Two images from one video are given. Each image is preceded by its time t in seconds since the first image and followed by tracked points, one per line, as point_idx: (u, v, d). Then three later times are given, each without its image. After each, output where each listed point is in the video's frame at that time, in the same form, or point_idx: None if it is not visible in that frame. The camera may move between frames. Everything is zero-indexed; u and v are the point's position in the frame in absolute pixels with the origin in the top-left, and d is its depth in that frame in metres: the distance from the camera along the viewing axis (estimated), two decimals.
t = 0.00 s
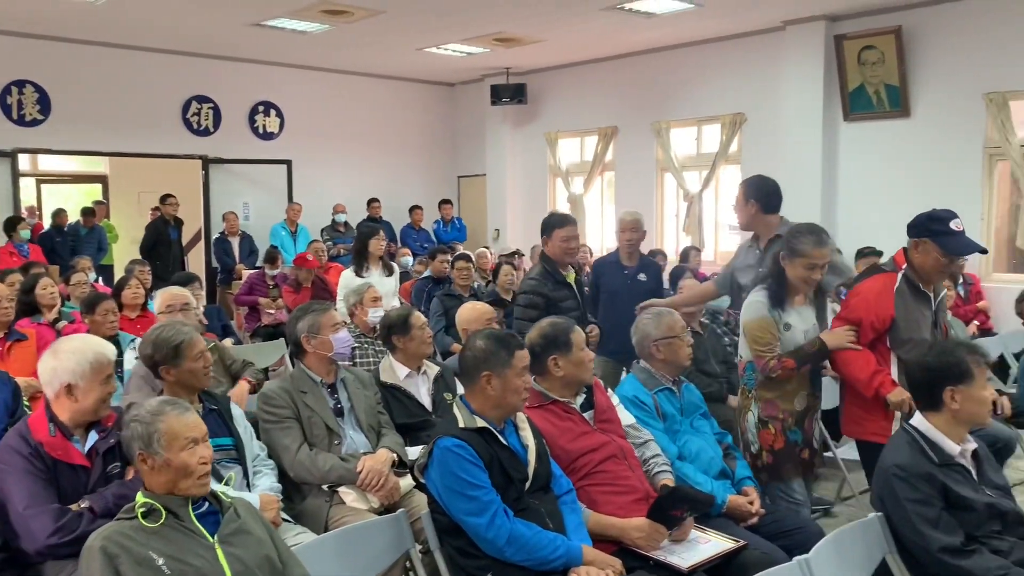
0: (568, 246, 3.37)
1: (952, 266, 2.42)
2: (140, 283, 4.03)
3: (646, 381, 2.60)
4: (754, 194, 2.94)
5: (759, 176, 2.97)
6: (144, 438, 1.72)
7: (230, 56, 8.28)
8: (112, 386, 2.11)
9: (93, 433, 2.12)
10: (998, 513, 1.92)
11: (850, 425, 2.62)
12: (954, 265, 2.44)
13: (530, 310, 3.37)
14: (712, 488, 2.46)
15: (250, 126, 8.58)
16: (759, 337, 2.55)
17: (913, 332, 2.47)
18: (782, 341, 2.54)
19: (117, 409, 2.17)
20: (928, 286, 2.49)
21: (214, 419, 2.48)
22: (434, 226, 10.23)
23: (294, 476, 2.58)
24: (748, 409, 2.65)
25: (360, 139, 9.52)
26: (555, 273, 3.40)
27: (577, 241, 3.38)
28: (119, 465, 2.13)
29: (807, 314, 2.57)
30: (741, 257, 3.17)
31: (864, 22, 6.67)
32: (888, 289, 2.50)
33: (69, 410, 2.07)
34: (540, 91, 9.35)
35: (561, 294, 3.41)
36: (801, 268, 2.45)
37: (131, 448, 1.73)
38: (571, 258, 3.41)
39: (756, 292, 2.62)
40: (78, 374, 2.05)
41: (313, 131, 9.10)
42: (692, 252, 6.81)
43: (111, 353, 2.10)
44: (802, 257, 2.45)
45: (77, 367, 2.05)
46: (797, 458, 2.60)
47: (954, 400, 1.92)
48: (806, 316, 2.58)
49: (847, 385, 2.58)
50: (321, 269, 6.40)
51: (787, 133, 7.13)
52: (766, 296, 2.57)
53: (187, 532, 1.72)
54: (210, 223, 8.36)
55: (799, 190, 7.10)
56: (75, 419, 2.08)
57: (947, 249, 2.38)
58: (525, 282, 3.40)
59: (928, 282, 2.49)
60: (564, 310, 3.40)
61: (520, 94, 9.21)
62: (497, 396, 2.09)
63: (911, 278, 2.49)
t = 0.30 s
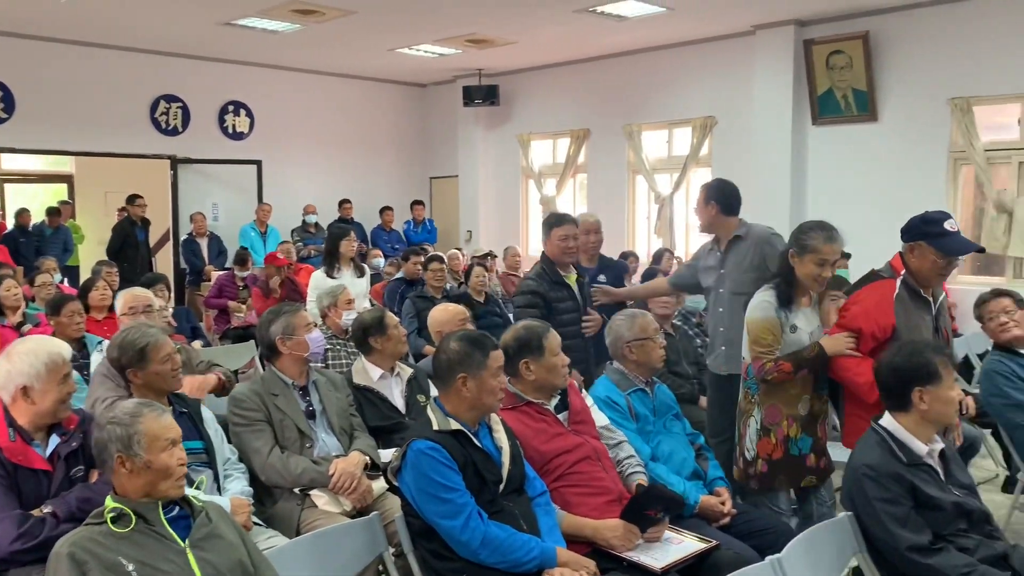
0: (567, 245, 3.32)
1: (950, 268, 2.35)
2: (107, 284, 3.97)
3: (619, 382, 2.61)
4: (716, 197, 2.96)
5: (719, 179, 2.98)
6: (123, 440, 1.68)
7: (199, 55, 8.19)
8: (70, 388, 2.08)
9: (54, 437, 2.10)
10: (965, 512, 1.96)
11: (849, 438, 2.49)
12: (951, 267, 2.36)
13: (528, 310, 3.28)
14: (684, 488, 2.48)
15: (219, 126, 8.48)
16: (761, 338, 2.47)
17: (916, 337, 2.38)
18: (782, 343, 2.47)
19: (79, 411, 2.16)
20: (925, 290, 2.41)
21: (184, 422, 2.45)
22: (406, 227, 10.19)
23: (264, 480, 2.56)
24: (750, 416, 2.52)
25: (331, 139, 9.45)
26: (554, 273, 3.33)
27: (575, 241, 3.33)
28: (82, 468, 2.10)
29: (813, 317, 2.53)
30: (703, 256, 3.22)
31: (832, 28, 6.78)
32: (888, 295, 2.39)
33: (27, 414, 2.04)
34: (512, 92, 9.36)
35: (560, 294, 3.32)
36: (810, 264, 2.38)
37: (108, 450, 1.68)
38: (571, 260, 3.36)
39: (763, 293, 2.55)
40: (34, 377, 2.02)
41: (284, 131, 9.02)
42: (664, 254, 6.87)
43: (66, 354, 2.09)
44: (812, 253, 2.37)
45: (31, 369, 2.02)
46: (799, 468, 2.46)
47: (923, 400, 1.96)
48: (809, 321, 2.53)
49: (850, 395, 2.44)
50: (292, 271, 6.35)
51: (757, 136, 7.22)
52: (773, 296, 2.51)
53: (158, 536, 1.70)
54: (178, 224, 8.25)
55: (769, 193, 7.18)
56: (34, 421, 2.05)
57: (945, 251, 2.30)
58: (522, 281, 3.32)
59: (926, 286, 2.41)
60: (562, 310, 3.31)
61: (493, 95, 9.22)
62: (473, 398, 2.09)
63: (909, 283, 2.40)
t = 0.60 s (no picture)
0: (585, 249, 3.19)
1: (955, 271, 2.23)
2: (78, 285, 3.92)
3: (597, 383, 2.62)
4: (672, 202, 3.05)
5: (674, 186, 3.07)
6: (99, 442, 1.66)
7: (172, 54, 8.10)
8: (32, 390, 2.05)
9: (20, 439, 2.07)
10: (937, 511, 1.99)
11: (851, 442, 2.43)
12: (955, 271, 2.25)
13: (535, 310, 3.22)
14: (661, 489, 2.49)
15: (193, 125, 8.40)
16: (759, 337, 2.51)
17: (918, 342, 2.28)
18: (782, 343, 2.50)
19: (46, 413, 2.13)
20: (930, 294, 2.30)
21: (158, 424, 2.43)
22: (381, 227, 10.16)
23: (239, 483, 2.53)
24: (756, 420, 2.59)
25: (306, 139, 9.39)
26: (569, 275, 3.24)
27: (597, 245, 3.20)
28: (50, 471, 2.07)
29: (816, 320, 2.51)
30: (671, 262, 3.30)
31: (805, 32, 6.86)
32: (889, 299, 2.30)
33: None
34: (488, 93, 9.37)
35: (572, 297, 3.22)
36: (805, 258, 2.39)
37: (83, 453, 1.66)
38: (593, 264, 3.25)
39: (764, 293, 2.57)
40: None
41: (259, 130, 8.94)
42: (639, 256, 6.91)
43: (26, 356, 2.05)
44: (807, 247, 2.39)
45: None
46: (808, 471, 2.53)
47: (896, 401, 1.99)
48: (814, 322, 2.52)
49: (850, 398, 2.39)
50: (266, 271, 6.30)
51: (732, 139, 7.28)
52: (770, 295, 2.53)
53: (132, 541, 1.68)
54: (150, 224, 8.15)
55: (743, 195, 7.25)
56: None
57: (950, 253, 2.19)
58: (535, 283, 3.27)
59: (930, 290, 2.30)
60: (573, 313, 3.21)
61: (469, 96, 9.22)
62: (451, 399, 2.09)
63: (912, 286, 2.29)
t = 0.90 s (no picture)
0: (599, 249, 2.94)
1: (968, 276, 2.17)
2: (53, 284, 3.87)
3: (578, 384, 2.63)
4: (632, 208, 3.07)
5: (636, 190, 3.08)
6: (76, 447, 1.64)
7: (148, 52, 8.02)
8: None
9: None
10: (914, 511, 2.01)
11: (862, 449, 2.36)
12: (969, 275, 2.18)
13: (538, 309, 2.97)
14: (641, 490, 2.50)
15: (170, 124, 8.32)
16: (765, 341, 2.42)
17: (932, 348, 2.22)
18: (788, 347, 2.42)
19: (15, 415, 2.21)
20: (944, 300, 2.24)
21: (135, 426, 2.40)
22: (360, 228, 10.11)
23: (217, 485, 2.51)
24: (755, 422, 2.43)
25: (285, 139, 9.33)
26: (580, 274, 2.99)
27: (615, 245, 2.96)
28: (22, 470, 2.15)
29: (820, 325, 2.45)
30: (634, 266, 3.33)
31: (784, 35, 6.92)
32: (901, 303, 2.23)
33: None
34: (468, 94, 9.36)
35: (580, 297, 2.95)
36: (806, 259, 2.35)
37: (59, 457, 1.64)
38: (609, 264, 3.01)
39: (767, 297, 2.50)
40: None
41: (237, 130, 8.88)
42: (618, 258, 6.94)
43: None
44: (808, 248, 2.35)
45: None
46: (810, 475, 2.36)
47: (874, 401, 2.01)
48: (819, 327, 2.46)
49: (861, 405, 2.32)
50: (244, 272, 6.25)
51: (711, 141, 7.33)
52: (774, 298, 2.47)
53: (109, 548, 1.66)
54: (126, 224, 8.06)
55: (722, 197, 7.30)
56: None
57: (963, 257, 2.13)
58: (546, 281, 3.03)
59: (943, 295, 2.23)
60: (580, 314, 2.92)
61: (449, 97, 9.21)
62: (433, 400, 2.08)
63: (924, 291, 2.23)
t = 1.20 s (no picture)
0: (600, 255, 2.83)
1: (984, 281, 2.16)
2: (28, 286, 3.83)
3: (561, 385, 2.63)
4: (609, 210, 3.04)
5: (611, 193, 3.04)
6: (52, 450, 1.62)
7: (126, 50, 7.95)
8: None
9: None
10: (894, 509, 2.03)
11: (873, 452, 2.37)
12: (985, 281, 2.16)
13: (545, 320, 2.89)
14: (623, 491, 2.51)
15: (148, 124, 8.25)
16: (776, 349, 2.33)
17: (942, 352, 2.22)
18: (798, 354, 2.34)
19: None
20: (957, 304, 2.23)
21: (113, 428, 2.38)
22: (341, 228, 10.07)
23: (197, 488, 2.49)
24: (758, 431, 2.44)
25: (265, 139, 9.27)
26: (583, 281, 2.85)
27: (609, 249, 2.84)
28: None
29: (825, 329, 2.40)
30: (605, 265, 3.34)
31: (763, 38, 6.97)
32: (914, 306, 2.24)
33: None
34: (450, 95, 9.35)
35: (588, 303, 2.83)
36: (812, 262, 2.29)
37: (35, 461, 1.62)
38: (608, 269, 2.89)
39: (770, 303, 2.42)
40: None
41: (217, 129, 8.81)
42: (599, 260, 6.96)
43: None
44: (812, 252, 2.29)
45: None
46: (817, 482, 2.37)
47: (854, 401, 2.03)
48: (822, 330, 2.40)
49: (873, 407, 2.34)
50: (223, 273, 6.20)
51: (691, 143, 7.38)
52: (779, 304, 2.38)
53: (86, 551, 1.65)
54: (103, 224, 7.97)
55: (702, 198, 7.35)
56: None
57: (978, 263, 2.11)
58: (547, 290, 2.92)
59: (958, 299, 2.23)
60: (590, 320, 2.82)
61: (430, 97, 9.19)
62: (415, 401, 2.08)
63: (938, 294, 2.23)
